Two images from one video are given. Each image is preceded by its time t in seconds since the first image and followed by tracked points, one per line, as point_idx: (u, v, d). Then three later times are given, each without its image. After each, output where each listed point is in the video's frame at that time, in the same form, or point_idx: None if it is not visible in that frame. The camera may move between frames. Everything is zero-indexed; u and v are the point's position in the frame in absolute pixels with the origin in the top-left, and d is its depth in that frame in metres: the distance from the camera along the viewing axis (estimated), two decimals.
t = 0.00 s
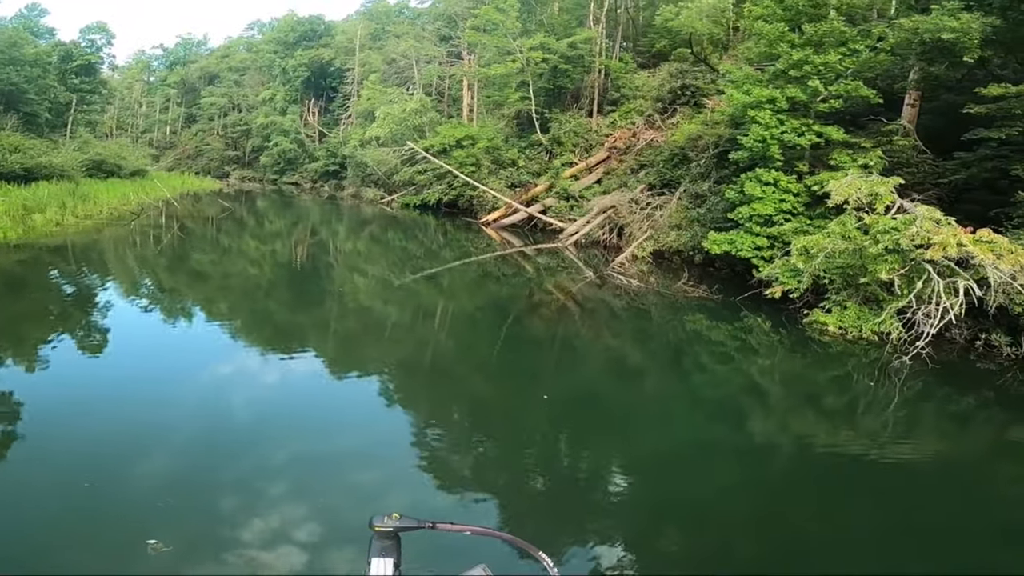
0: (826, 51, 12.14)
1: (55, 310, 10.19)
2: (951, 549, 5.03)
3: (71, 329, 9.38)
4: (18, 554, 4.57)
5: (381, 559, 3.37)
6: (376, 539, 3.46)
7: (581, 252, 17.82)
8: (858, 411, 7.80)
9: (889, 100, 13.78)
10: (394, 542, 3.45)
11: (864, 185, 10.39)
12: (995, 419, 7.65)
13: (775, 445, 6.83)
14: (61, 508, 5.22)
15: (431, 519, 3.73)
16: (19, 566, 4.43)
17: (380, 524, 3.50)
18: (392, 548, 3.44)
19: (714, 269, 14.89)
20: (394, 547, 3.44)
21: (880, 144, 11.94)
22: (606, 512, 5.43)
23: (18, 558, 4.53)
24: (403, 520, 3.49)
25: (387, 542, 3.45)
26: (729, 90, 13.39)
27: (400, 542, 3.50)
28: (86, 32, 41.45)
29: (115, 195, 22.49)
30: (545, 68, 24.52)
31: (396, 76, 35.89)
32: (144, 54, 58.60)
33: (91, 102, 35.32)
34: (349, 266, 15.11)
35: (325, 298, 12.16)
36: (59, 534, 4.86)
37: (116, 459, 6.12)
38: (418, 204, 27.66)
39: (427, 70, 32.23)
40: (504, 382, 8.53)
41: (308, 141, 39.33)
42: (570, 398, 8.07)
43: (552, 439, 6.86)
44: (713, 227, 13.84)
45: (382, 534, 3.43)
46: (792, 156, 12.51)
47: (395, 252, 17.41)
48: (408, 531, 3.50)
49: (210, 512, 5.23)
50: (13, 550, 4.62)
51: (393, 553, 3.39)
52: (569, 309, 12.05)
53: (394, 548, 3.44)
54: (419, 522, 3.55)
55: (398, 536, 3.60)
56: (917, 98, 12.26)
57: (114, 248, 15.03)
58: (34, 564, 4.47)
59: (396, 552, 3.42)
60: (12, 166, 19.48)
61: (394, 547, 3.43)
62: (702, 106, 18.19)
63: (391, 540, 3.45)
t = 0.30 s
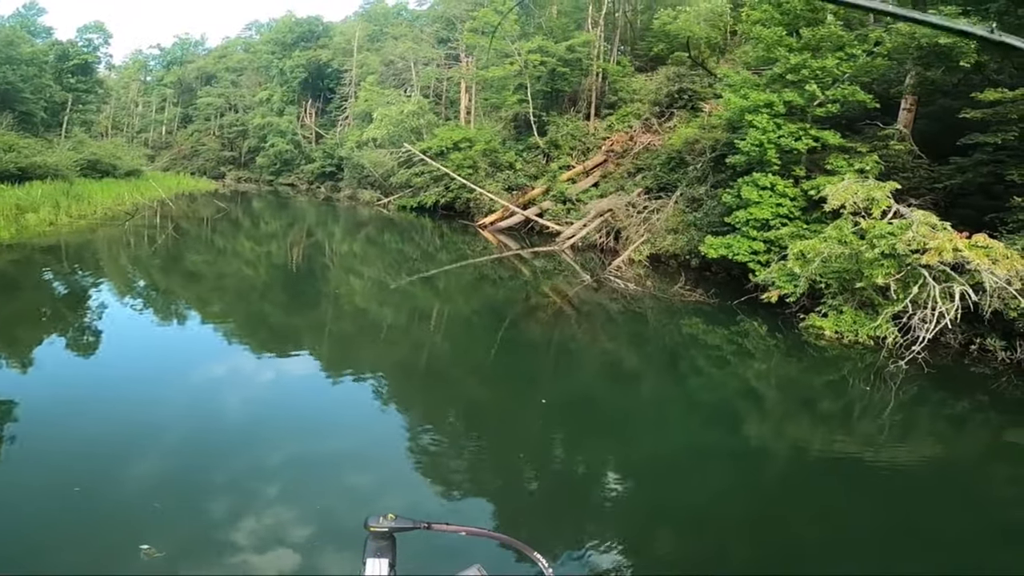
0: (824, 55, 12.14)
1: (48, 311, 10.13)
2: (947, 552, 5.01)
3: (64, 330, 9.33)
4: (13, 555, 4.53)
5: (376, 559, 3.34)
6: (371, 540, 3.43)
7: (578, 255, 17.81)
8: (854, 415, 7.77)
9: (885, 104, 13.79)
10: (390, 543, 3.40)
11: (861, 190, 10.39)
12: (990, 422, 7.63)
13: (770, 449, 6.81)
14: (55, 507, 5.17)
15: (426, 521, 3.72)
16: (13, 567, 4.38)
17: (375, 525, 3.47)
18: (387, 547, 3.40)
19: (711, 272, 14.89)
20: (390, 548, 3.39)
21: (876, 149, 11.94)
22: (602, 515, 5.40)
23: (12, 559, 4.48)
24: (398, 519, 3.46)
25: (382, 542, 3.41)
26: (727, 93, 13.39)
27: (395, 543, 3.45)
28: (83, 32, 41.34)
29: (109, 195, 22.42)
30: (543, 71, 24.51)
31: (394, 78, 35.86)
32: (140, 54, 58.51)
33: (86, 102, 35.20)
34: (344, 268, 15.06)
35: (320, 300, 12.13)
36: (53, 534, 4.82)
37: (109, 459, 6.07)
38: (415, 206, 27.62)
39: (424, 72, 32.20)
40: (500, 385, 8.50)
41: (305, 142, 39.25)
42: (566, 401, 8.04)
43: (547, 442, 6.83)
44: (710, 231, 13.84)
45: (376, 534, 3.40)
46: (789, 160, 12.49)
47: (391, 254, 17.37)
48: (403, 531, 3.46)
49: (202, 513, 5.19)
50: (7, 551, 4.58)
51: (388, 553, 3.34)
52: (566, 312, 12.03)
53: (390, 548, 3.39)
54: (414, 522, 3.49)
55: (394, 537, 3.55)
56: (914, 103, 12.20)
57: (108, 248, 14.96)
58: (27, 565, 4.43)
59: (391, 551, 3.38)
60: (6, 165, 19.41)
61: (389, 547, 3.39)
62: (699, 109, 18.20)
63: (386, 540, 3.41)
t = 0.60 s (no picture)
0: (825, 59, 12.13)
1: (44, 309, 10.09)
2: (945, 555, 5.00)
3: (59, 329, 9.30)
4: (9, 557, 4.47)
5: (373, 558, 3.43)
6: (367, 539, 3.50)
7: (577, 258, 17.78)
8: (852, 420, 7.75)
9: (885, 109, 13.79)
10: (385, 543, 3.49)
11: (861, 194, 10.37)
12: (988, 427, 7.62)
13: (768, 452, 6.78)
14: (52, 507, 5.14)
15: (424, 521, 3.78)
16: (8, 568, 4.34)
17: (373, 524, 3.56)
18: (383, 548, 3.47)
19: (710, 276, 14.86)
20: (385, 547, 3.48)
21: (876, 153, 11.93)
22: (600, 518, 5.37)
23: (8, 561, 4.43)
24: (394, 520, 3.56)
25: (378, 542, 3.50)
26: (727, 96, 13.37)
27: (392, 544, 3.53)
28: (83, 30, 41.29)
29: (107, 194, 22.37)
30: (543, 72, 24.48)
31: (394, 78, 35.83)
32: (140, 54, 58.47)
33: (86, 100, 35.14)
34: (342, 268, 15.03)
35: (317, 300, 12.10)
36: (50, 534, 4.79)
37: (105, 459, 6.04)
38: (414, 207, 27.58)
39: (424, 73, 32.17)
40: (498, 387, 8.48)
41: (304, 142, 39.19)
42: (565, 403, 8.03)
43: (544, 444, 6.81)
44: (709, 235, 13.82)
45: (373, 534, 3.49)
46: (789, 164, 12.45)
47: (390, 254, 17.33)
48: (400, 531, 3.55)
49: (197, 512, 5.16)
50: (1, 550, 4.55)
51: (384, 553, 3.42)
52: (564, 314, 12.01)
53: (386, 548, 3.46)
54: (410, 523, 3.60)
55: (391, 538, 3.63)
56: (913, 107, 12.30)
57: (104, 247, 14.92)
58: (22, 563, 4.40)
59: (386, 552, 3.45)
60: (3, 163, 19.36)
61: (385, 547, 3.47)
62: (699, 112, 18.20)
63: (382, 540, 3.49)
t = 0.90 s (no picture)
0: (829, 55, 12.08)
1: (44, 306, 10.09)
2: (946, 554, 4.98)
3: (59, 325, 9.30)
4: (7, 555, 4.47)
5: (372, 552, 3.71)
6: (367, 534, 3.85)
7: (577, 254, 17.77)
8: (854, 417, 7.73)
9: (889, 105, 13.78)
10: (383, 537, 3.82)
11: (864, 191, 10.34)
12: (990, 425, 7.60)
13: (769, 450, 6.77)
14: (51, 503, 5.14)
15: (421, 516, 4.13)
16: (5, 566, 4.33)
17: (372, 521, 3.89)
18: (381, 542, 3.81)
19: (711, 272, 14.84)
20: (383, 541, 3.81)
21: (879, 150, 11.91)
22: (600, 515, 5.36)
23: (5, 558, 4.43)
24: (392, 515, 3.88)
25: (377, 536, 3.84)
26: (729, 92, 13.33)
27: (390, 538, 3.87)
28: (83, 27, 41.18)
29: (107, 190, 22.35)
30: (544, 68, 24.38)
31: (394, 74, 35.75)
32: (139, 50, 58.36)
33: (85, 97, 35.05)
34: (343, 264, 15.02)
35: (317, 296, 12.08)
36: (49, 530, 4.78)
37: (106, 455, 6.03)
38: (414, 203, 27.55)
39: (425, 68, 32.07)
40: (498, 383, 8.47)
41: (304, 138, 39.12)
42: (565, 399, 8.02)
43: (544, 441, 6.80)
44: (711, 231, 13.79)
45: (371, 529, 3.83)
46: (792, 160, 12.42)
47: (390, 250, 17.31)
48: (397, 527, 3.88)
49: (199, 509, 5.16)
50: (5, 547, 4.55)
51: (381, 546, 3.76)
52: (564, 310, 12.00)
53: (383, 543, 3.80)
54: (408, 518, 3.92)
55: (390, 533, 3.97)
56: (916, 103, 12.34)
57: (104, 243, 14.90)
58: (26, 559, 4.40)
59: (384, 545, 3.80)
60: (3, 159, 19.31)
61: (383, 541, 3.80)
62: (701, 108, 18.17)
63: (380, 534, 3.83)
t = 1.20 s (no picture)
0: (835, 53, 11.98)
1: (47, 302, 10.10)
2: (949, 555, 4.97)
3: (63, 321, 9.32)
4: (7, 553, 4.48)
5: (373, 548, 3.74)
6: (368, 531, 3.85)
7: (581, 251, 17.75)
8: (859, 417, 7.71)
9: (895, 102, 13.73)
10: (385, 534, 3.83)
11: (871, 189, 10.29)
12: (995, 426, 7.58)
13: (772, 449, 6.75)
14: (51, 501, 5.15)
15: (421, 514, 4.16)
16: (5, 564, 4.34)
17: (372, 518, 3.91)
18: (383, 538, 3.81)
19: (715, 270, 14.82)
20: (385, 537, 3.81)
21: (885, 148, 11.87)
22: (601, 513, 5.35)
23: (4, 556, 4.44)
24: (393, 512, 3.91)
25: (378, 533, 3.84)
26: (735, 90, 13.28)
27: (391, 535, 3.87)
28: (86, 24, 41.18)
29: (110, 186, 22.36)
30: (547, 65, 24.32)
31: (397, 70, 35.72)
32: (142, 46, 58.38)
33: (89, 94, 35.07)
34: (345, 261, 15.01)
35: (320, 292, 12.08)
36: (49, 527, 4.79)
37: (108, 452, 6.03)
38: (417, 199, 27.54)
39: (428, 65, 32.04)
40: (500, 380, 8.48)
41: (307, 134, 39.11)
42: (566, 397, 8.00)
43: (546, 438, 6.80)
44: (715, 229, 13.77)
45: (373, 526, 3.84)
46: (797, 158, 12.37)
47: (393, 247, 17.30)
48: (398, 523, 3.90)
49: (200, 506, 5.17)
50: (7, 545, 4.56)
51: (382, 542, 3.77)
52: (567, 308, 11.99)
53: (385, 538, 3.81)
54: (409, 515, 3.95)
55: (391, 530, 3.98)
56: (924, 101, 12.29)
57: (108, 239, 14.92)
58: (28, 558, 4.42)
59: (386, 541, 3.80)
60: (6, 156, 19.33)
61: (384, 537, 3.81)
62: (705, 106, 18.12)
63: (382, 531, 3.84)
